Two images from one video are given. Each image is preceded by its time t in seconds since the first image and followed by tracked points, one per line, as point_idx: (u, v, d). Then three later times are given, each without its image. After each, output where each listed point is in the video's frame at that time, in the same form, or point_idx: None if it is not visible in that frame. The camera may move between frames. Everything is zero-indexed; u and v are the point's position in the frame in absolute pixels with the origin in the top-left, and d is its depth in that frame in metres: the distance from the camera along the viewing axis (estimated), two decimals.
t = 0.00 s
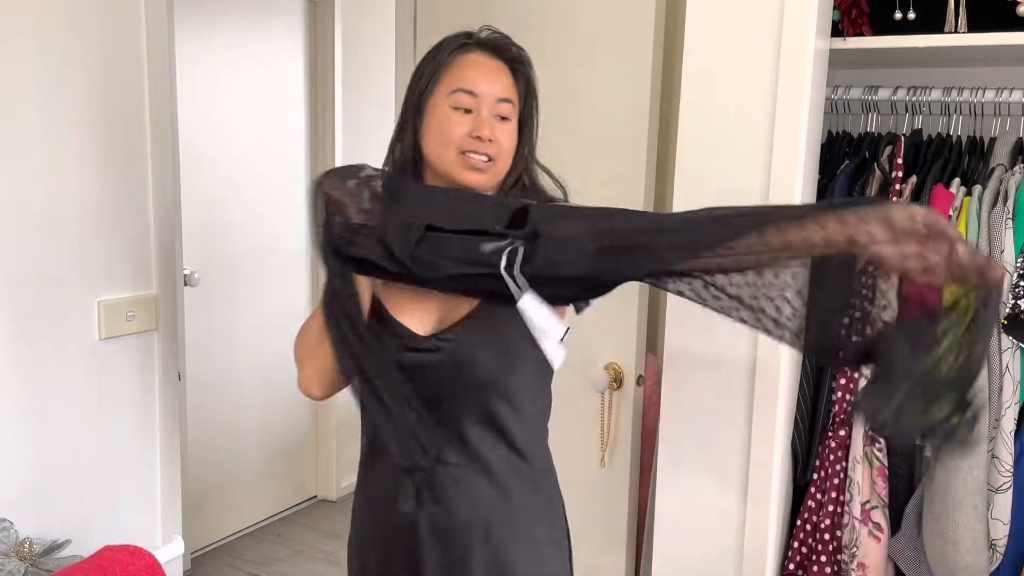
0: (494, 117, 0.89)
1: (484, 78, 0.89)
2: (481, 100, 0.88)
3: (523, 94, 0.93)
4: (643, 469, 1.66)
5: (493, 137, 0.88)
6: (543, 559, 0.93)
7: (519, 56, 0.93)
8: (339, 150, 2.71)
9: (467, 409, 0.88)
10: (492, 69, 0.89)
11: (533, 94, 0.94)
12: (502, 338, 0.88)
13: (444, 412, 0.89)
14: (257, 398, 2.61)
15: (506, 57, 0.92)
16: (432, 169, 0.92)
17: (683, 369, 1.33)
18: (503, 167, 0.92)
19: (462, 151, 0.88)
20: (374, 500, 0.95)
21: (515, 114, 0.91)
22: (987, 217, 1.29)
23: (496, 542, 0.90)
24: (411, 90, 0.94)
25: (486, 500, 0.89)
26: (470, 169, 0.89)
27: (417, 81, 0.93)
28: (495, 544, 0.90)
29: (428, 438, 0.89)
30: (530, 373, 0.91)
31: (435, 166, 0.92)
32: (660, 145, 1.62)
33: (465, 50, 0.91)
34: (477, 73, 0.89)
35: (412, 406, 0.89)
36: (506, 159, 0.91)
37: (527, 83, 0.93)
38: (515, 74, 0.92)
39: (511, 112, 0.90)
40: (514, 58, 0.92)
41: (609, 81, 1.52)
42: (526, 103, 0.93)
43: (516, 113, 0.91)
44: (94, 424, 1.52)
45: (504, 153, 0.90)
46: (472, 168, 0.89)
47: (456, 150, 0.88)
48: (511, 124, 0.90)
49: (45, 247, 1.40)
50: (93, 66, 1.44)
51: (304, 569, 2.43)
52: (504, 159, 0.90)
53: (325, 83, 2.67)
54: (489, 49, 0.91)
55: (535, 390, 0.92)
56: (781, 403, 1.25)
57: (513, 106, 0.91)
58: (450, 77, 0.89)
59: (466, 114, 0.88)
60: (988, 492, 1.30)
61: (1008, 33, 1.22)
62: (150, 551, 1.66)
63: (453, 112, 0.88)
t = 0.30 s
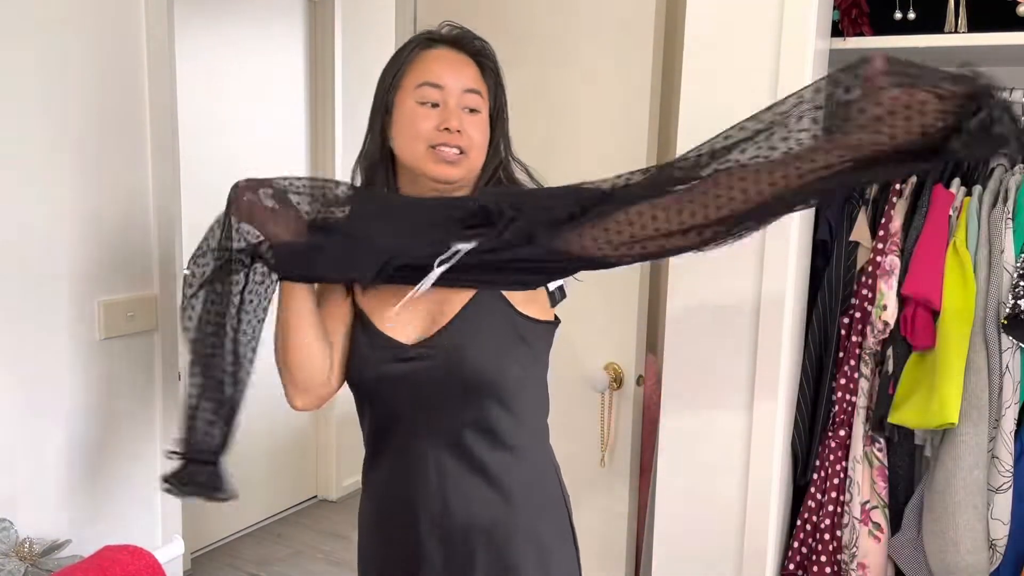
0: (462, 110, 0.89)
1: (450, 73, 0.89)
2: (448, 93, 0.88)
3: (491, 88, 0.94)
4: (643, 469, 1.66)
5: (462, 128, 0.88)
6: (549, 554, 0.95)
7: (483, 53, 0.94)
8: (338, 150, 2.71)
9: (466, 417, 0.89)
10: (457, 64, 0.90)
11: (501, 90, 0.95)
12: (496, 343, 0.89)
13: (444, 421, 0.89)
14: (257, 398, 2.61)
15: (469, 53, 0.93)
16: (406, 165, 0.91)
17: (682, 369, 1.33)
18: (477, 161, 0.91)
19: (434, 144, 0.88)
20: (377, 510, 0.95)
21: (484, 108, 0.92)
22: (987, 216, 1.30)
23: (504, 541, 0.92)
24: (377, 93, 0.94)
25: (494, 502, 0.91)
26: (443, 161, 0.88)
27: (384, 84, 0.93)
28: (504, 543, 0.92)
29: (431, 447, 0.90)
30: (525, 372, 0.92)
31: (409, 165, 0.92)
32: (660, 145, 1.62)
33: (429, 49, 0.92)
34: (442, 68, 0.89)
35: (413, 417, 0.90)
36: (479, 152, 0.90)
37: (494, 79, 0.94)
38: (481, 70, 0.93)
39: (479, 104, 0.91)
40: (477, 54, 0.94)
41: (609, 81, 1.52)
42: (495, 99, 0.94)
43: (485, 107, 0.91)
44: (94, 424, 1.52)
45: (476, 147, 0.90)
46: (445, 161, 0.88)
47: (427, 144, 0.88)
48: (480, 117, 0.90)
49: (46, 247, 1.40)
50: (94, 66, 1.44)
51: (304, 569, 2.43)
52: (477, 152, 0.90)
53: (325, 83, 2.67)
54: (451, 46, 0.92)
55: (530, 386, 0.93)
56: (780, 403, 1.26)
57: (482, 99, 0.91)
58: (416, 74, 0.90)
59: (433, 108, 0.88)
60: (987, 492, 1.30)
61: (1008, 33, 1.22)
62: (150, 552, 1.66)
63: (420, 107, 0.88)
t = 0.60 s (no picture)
0: (441, 115, 0.81)
1: (426, 78, 0.82)
2: (425, 100, 0.81)
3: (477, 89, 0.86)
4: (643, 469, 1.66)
5: (439, 133, 0.79)
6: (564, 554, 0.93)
7: (465, 53, 0.87)
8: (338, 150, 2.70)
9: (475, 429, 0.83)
10: (432, 67, 0.83)
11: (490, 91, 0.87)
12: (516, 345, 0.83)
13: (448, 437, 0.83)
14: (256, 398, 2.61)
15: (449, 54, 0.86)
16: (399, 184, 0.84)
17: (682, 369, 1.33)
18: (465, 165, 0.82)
19: (415, 156, 0.80)
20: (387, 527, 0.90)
21: (470, 110, 0.83)
22: (987, 216, 1.30)
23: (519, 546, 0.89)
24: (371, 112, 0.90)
25: (508, 505, 0.88)
26: (426, 173, 0.80)
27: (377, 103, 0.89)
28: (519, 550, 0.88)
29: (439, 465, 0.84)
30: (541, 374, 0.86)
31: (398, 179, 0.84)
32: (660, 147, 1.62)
33: (409, 57, 0.85)
34: (418, 74, 0.83)
35: (427, 426, 0.82)
36: (464, 156, 0.81)
37: (480, 79, 0.86)
38: (464, 70, 0.85)
39: (462, 106, 0.82)
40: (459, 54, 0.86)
41: (609, 82, 1.52)
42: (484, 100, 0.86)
43: (471, 107, 0.83)
44: (93, 425, 1.52)
45: (462, 152, 0.81)
46: (425, 170, 0.80)
47: (407, 157, 0.80)
48: (465, 119, 0.82)
49: (46, 247, 1.40)
50: (94, 67, 1.44)
51: (304, 569, 2.43)
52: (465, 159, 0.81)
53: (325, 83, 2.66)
54: (429, 50, 0.86)
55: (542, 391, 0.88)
56: (781, 404, 1.26)
57: (465, 100, 0.83)
58: (396, 86, 0.84)
59: (409, 116, 0.81)
60: (987, 492, 1.30)
61: (1008, 34, 1.22)
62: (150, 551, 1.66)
63: (398, 116, 0.82)
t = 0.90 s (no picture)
0: (442, 124, 0.77)
1: (428, 82, 0.78)
2: (426, 107, 0.78)
3: (483, 93, 0.81)
4: (643, 469, 1.67)
5: (439, 144, 0.77)
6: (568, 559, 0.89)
7: (471, 51, 0.81)
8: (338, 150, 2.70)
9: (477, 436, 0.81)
10: (436, 70, 0.79)
11: (498, 93, 0.82)
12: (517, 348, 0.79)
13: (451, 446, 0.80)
14: (256, 398, 2.61)
15: (454, 55, 0.80)
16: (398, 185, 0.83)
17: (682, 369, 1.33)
18: (466, 175, 0.80)
19: (413, 166, 0.78)
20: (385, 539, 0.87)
21: (473, 117, 0.79)
22: (987, 216, 1.30)
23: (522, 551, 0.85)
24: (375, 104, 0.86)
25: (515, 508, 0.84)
26: (424, 184, 0.78)
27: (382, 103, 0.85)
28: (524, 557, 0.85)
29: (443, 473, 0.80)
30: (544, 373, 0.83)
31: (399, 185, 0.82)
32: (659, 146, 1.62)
33: (415, 56, 0.81)
34: (421, 78, 0.79)
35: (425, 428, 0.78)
36: (465, 166, 0.79)
37: (487, 81, 0.81)
38: (470, 72, 0.80)
39: (466, 114, 0.78)
40: (465, 54, 0.81)
41: (609, 82, 1.52)
42: (491, 104, 0.81)
43: (474, 116, 0.79)
44: (94, 424, 1.52)
45: (461, 163, 0.79)
46: (425, 181, 0.78)
47: (406, 165, 0.78)
48: (468, 128, 0.78)
49: (46, 247, 1.40)
50: (94, 67, 1.44)
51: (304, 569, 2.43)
52: (463, 170, 0.79)
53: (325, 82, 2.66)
54: (433, 50, 0.81)
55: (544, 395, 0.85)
56: (780, 404, 1.26)
57: (469, 108, 0.79)
58: (398, 87, 0.80)
59: (411, 125, 0.78)
60: (987, 492, 1.30)
61: (1008, 34, 1.22)
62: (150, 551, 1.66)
63: (400, 123, 0.78)
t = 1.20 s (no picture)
0: (476, 117, 0.75)
1: (462, 75, 0.76)
2: (459, 98, 0.75)
3: (516, 88, 0.79)
4: (643, 469, 1.67)
5: (471, 136, 0.74)
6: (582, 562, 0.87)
7: (504, 45, 0.79)
8: (338, 150, 2.70)
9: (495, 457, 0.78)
10: (471, 63, 0.76)
11: (530, 89, 0.80)
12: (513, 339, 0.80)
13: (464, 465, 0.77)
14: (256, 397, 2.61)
15: (488, 48, 0.78)
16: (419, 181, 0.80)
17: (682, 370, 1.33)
18: (496, 169, 0.77)
19: (444, 159, 0.75)
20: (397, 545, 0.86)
21: (506, 111, 0.77)
22: (987, 216, 1.30)
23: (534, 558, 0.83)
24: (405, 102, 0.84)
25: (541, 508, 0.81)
26: (456, 178, 0.76)
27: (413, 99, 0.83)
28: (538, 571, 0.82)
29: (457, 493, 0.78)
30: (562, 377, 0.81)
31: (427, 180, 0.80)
32: (659, 146, 1.62)
33: (448, 51, 0.79)
34: (454, 71, 0.76)
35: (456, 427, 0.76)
36: (495, 160, 0.76)
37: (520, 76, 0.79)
38: (504, 66, 0.78)
39: (499, 107, 0.76)
40: (498, 47, 0.79)
41: (609, 82, 1.52)
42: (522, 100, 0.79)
43: (506, 110, 0.77)
44: (94, 425, 1.52)
45: (493, 157, 0.76)
46: (455, 175, 0.75)
47: (438, 158, 0.76)
48: (500, 122, 0.76)
49: (46, 246, 1.40)
50: (94, 68, 1.44)
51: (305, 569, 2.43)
52: (494, 165, 0.77)
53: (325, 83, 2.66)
54: (467, 44, 0.79)
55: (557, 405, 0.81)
56: (780, 404, 1.26)
57: (502, 100, 0.77)
58: (432, 81, 0.78)
59: (443, 117, 0.75)
60: (987, 492, 1.30)
61: (1008, 33, 1.22)
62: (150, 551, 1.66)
63: (432, 116, 0.76)
